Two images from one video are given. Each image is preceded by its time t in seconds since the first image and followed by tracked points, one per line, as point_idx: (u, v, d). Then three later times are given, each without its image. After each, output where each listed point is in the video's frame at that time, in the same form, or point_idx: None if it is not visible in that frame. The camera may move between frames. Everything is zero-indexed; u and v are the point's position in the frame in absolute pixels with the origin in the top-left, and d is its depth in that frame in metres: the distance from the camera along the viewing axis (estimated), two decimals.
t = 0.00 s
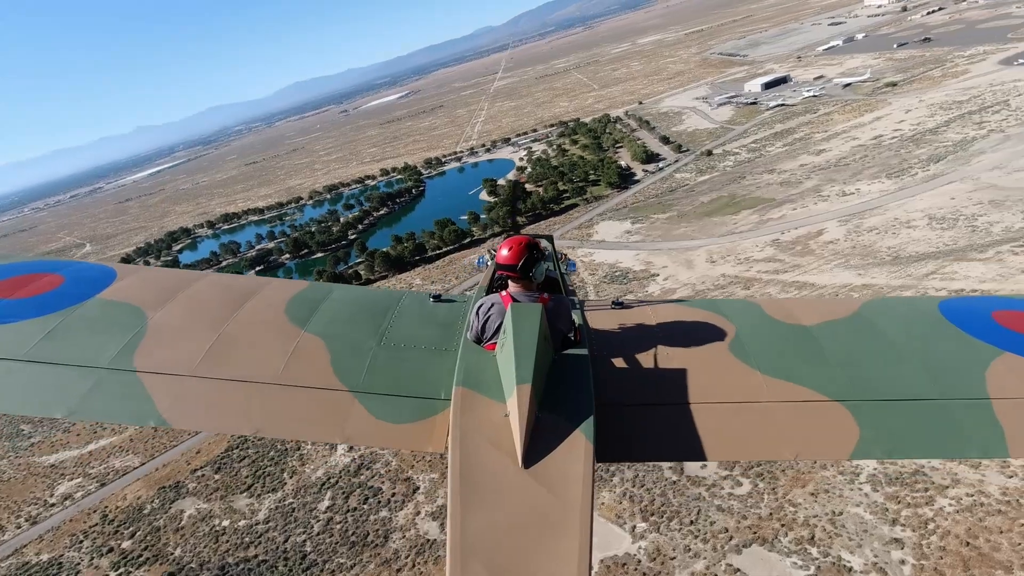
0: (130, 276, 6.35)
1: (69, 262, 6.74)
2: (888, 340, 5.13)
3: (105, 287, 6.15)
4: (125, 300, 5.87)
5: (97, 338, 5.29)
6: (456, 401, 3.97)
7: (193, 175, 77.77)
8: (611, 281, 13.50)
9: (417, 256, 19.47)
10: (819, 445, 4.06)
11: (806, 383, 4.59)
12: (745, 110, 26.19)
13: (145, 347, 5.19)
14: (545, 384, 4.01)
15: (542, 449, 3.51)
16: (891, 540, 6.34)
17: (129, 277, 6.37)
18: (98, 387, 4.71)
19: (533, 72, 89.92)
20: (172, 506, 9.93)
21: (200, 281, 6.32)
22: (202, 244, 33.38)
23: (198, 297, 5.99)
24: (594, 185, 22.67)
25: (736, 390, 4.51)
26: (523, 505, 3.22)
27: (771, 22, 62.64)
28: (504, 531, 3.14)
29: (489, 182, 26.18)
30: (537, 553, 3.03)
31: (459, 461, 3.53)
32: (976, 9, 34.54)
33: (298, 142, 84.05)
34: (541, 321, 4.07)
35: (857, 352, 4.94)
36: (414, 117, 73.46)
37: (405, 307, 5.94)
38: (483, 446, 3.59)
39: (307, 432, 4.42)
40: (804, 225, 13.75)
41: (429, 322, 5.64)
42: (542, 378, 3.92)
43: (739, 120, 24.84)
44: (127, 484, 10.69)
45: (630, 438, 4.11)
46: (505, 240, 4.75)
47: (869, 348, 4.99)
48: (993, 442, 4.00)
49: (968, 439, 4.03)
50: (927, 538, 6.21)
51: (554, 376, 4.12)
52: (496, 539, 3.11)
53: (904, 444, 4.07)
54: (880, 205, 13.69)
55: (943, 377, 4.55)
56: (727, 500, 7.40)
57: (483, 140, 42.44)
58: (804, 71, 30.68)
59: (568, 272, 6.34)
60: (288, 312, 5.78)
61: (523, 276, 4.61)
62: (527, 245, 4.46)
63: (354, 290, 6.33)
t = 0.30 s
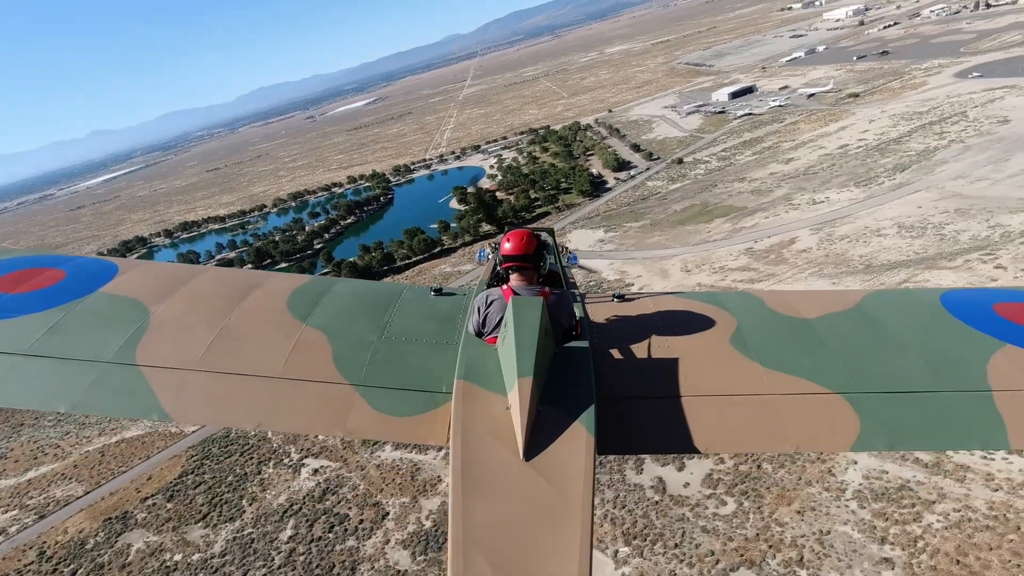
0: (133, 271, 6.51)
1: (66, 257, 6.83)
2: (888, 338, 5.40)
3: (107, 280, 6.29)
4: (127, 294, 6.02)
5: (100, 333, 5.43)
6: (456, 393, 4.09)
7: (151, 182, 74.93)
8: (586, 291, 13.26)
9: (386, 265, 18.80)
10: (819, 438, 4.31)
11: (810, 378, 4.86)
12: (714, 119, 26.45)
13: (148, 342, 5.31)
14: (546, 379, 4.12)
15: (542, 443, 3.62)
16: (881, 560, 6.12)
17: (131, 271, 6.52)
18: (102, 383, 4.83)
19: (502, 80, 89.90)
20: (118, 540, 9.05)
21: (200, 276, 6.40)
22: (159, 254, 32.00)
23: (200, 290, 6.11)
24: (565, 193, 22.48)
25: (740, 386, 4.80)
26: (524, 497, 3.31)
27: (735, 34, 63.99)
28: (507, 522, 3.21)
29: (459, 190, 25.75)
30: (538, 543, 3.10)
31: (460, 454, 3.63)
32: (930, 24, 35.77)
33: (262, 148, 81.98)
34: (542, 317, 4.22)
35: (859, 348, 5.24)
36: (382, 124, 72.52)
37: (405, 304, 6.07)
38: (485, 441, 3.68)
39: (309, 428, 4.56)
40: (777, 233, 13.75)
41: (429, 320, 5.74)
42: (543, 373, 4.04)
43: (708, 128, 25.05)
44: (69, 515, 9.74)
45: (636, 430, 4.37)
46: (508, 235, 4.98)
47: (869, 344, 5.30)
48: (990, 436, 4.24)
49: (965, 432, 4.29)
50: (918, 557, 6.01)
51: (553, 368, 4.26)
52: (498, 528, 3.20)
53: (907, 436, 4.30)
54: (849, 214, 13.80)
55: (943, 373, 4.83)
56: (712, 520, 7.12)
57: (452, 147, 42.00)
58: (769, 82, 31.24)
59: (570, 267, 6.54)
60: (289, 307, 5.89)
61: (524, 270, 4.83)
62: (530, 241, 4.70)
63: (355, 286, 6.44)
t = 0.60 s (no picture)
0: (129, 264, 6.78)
1: (69, 248, 7.15)
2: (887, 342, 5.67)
3: (104, 272, 6.57)
4: (124, 287, 6.27)
5: (98, 325, 5.64)
6: (453, 391, 4.24)
7: (102, 192, 71.70)
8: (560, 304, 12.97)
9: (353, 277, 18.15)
10: (821, 439, 4.52)
11: (809, 378, 5.12)
12: (681, 129, 26.68)
13: (146, 337, 5.50)
14: (542, 375, 4.32)
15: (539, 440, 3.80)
16: None
17: (128, 264, 6.81)
18: (101, 374, 5.02)
19: (470, 89, 89.64)
20: None
21: (199, 271, 6.69)
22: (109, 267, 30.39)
23: (198, 287, 6.33)
24: (535, 203, 22.25)
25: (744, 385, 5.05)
26: (520, 496, 3.49)
27: (697, 47, 65.26)
28: (504, 519, 3.40)
29: (427, 200, 25.26)
30: (533, 541, 3.30)
31: (458, 450, 3.80)
32: (884, 39, 37.00)
33: (222, 157, 79.52)
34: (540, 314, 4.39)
35: (857, 348, 5.54)
36: (347, 133, 71.26)
37: (403, 300, 6.28)
38: (482, 438, 3.85)
39: (308, 422, 4.72)
40: (749, 243, 13.72)
41: (427, 314, 5.96)
42: (540, 369, 4.25)
43: (676, 138, 25.22)
44: None
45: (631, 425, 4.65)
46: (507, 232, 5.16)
47: (867, 344, 5.60)
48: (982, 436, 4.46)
49: (962, 433, 4.51)
50: None
51: (549, 363, 4.49)
52: (496, 525, 3.39)
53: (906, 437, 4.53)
54: (819, 223, 13.88)
55: (938, 374, 5.09)
56: (698, 546, 6.80)
57: (420, 157, 41.43)
58: (733, 93, 31.77)
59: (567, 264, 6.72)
60: (287, 304, 6.10)
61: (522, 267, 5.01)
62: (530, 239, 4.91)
63: (353, 282, 6.65)
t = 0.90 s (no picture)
0: (125, 262, 6.63)
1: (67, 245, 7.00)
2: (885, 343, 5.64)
3: (102, 269, 6.44)
4: (119, 284, 6.14)
5: (94, 323, 5.51)
6: (450, 390, 4.17)
7: (53, 206, 68.59)
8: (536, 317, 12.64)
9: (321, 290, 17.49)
10: (817, 442, 4.45)
11: (805, 381, 5.08)
12: (651, 138, 26.84)
13: (143, 333, 5.39)
14: (540, 375, 4.25)
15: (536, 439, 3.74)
16: None
17: (125, 261, 6.65)
18: (93, 372, 4.90)
19: (438, 100, 89.33)
20: None
21: (197, 267, 6.58)
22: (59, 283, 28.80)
23: (196, 284, 6.23)
24: (507, 214, 21.96)
25: (741, 387, 4.99)
26: (518, 496, 3.43)
27: (662, 58, 66.37)
28: (500, 520, 3.34)
29: (397, 212, 24.74)
30: (530, 541, 3.25)
31: (454, 449, 3.73)
32: (842, 52, 38.16)
33: (182, 168, 77.09)
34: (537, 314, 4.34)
35: (854, 349, 5.52)
36: (313, 144, 70.01)
37: (401, 299, 6.20)
38: (479, 437, 3.79)
39: (305, 421, 4.62)
40: (723, 252, 13.65)
41: (424, 314, 5.88)
42: (536, 369, 4.18)
43: (646, 148, 25.33)
44: None
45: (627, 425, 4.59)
46: (501, 233, 5.11)
47: (865, 344, 5.58)
48: (981, 439, 4.40)
49: (962, 435, 4.45)
50: None
51: (547, 363, 4.42)
52: (494, 524, 3.33)
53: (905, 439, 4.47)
54: (792, 232, 13.89)
55: (935, 376, 5.06)
56: (688, 573, 6.45)
57: (388, 168, 40.82)
58: (700, 103, 32.22)
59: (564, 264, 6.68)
60: (286, 302, 5.99)
61: (521, 267, 4.95)
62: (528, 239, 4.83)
63: (351, 279, 6.56)
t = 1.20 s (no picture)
0: (121, 266, 7.01)
1: (56, 252, 7.34)
2: (883, 346, 5.94)
3: (97, 274, 6.79)
4: (116, 288, 6.49)
5: (90, 326, 5.81)
6: (450, 393, 4.33)
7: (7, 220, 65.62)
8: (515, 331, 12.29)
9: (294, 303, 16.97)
10: (810, 441, 4.74)
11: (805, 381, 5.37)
12: (626, 147, 26.85)
13: (139, 337, 5.68)
14: (538, 376, 4.45)
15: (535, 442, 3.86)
16: None
17: (121, 265, 7.05)
18: (94, 375, 5.17)
19: (411, 109, 88.70)
20: None
21: (194, 272, 6.95)
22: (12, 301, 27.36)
23: (191, 289, 6.56)
24: (483, 224, 21.62)
25: (737, 387, 5.29)
26: (518, 497, 3.52)
27: (633, 68, 67.09)
28: (500, 520, 3.42)
29: (370, 223, 24.21)
30: (530, 540, 3.33)
31: (454, 452, 3.84)
32: (809, 62, 38.93)
33: (146, 180, 74.74)
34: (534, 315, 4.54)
35: (852, 351, 5.83)
36: (283, 154, 68.70)
37: (399, 300, 6.60)
38: (478, 440, 3.90)
39: (301, 425, 4.83)
40: (704, 262, 13.49)
41: (422, 315, 6.26)
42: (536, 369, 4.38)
43: (621, 157, 25.31)
44: None
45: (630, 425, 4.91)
46: (498, 234, 5.30)
47: (861, 346, 5.89)
48: (973, 437, 4.66)
49: (953, 431, 4.76)
50: None
51: (545, 363, 4.63)
52: (493, 523, 3.41)
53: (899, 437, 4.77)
54: (770, 240, 13.82)
55: (931, 377, 5.35)
56: None
57: (361, 179, 40.12)
58: (673, 112, 32.44)
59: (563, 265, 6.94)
60: (284, 305, 6.32)
61: (518, 267, 5.15)
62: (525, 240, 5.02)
63: (349, 282, 6.95)
